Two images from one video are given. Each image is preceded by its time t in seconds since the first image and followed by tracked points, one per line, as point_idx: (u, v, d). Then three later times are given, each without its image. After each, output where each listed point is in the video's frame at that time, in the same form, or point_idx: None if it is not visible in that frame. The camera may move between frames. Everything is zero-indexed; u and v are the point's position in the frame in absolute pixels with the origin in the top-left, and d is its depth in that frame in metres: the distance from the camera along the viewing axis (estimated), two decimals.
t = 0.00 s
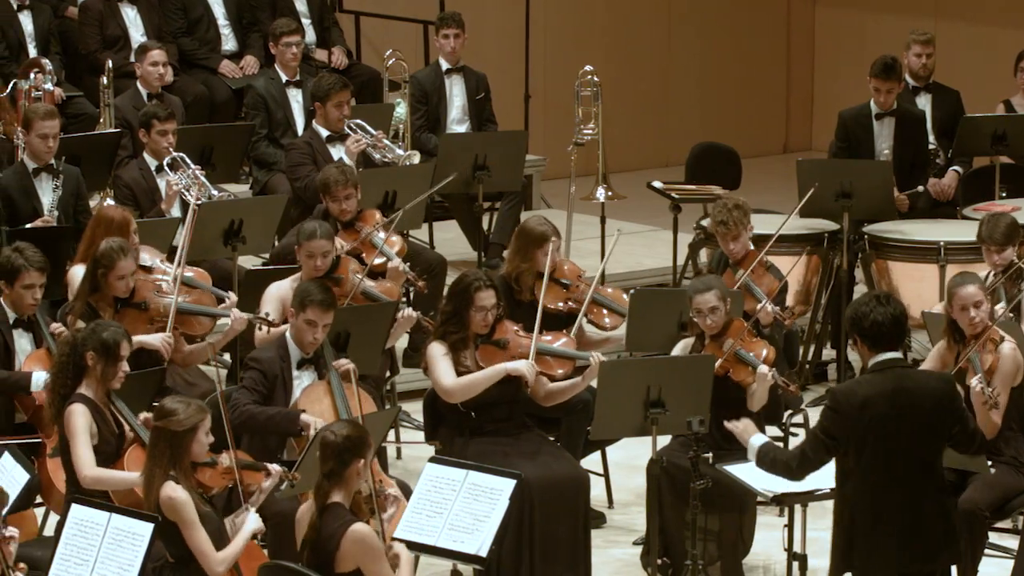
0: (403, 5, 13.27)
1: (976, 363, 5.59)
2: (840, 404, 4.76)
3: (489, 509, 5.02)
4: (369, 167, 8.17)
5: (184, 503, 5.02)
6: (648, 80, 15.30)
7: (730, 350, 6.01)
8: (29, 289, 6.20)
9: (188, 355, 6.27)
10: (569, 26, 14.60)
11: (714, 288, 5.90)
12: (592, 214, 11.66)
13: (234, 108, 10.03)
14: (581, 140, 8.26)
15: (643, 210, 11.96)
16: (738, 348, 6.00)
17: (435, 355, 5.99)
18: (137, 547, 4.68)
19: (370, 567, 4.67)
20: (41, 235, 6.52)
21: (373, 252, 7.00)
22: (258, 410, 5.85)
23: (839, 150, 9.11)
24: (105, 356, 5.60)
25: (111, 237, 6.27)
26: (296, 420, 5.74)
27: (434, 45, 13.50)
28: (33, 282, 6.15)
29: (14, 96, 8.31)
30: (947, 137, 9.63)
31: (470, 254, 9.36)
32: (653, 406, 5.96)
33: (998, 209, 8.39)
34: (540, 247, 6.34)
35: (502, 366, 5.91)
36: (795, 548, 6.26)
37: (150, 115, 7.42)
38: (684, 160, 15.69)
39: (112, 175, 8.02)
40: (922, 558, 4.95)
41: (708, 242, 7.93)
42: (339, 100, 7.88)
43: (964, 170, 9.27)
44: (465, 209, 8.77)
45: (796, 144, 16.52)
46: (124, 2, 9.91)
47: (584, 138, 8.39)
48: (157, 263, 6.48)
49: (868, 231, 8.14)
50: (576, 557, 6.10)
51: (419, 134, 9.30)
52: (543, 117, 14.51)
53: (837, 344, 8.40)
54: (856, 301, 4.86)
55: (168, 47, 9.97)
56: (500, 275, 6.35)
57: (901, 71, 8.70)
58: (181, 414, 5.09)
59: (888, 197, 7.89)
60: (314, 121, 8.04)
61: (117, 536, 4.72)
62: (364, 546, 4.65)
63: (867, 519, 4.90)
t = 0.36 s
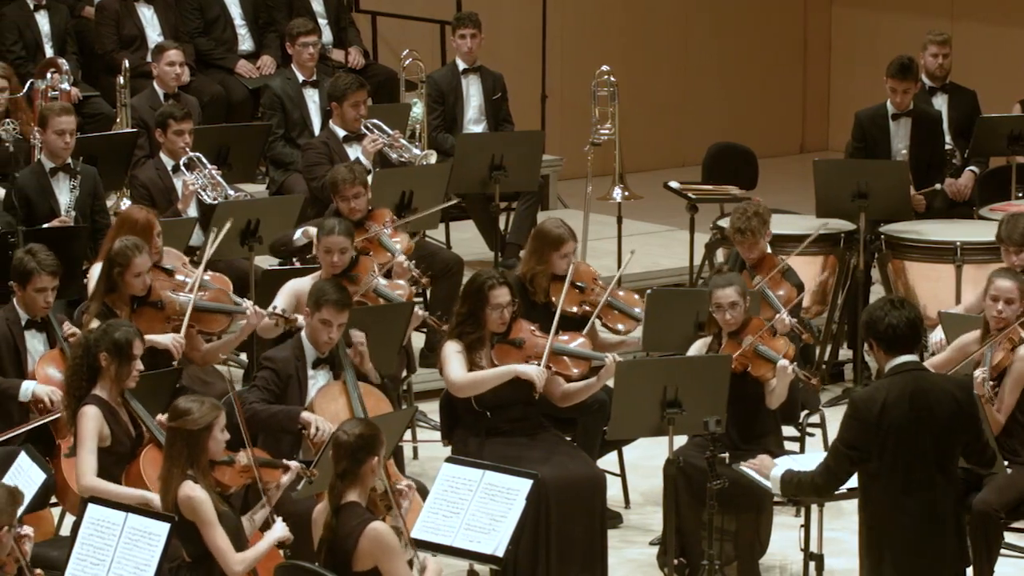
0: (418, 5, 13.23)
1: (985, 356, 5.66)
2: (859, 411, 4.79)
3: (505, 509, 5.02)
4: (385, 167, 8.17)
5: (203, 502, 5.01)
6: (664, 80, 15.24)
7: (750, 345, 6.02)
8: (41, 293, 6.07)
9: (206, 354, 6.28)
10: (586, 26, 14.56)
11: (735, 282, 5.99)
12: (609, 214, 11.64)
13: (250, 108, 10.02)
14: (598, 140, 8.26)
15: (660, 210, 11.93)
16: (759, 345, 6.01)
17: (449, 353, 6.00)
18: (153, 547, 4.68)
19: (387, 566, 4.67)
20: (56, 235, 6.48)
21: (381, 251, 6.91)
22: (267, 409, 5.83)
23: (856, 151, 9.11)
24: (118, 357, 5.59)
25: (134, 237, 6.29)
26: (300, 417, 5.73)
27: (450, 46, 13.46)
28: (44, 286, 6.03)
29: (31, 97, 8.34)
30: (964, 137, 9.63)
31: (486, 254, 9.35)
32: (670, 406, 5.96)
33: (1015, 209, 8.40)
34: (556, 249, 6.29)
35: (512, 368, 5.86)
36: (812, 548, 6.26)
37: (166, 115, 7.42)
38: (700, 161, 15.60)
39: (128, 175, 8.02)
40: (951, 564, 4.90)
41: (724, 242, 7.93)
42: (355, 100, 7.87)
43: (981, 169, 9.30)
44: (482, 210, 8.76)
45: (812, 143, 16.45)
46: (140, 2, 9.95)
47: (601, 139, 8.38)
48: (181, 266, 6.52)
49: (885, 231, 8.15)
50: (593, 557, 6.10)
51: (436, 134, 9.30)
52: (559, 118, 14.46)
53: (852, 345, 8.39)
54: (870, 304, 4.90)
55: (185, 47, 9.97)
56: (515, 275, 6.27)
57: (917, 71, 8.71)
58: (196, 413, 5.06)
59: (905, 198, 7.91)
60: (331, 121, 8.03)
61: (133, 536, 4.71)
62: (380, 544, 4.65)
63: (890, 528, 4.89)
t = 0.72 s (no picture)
0: (437, 5, 13.20)
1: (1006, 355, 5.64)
2: (877, 412, 4.78)
3: (523, 509, 5.02)
4: (403, 167, 8.16)
5: (222, 500, 5.01)
6: (683, 79, 15.11)
7: (768, 346, 6.03)
8: (61, 294, 6.14)
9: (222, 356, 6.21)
10: (606, 24, 14.47)
11: (754, 283, 5.99)
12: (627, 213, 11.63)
13: (268, 108, 10.01)
14: (616, 140, 8.26)
15: (678, 210, 11.91)
16: (777, 345, 6.02)
17: (468, 352, 5.99)
18: (171, 547, 4.68)
19: (405, 564, 4.67)
20: (74, 235, 6.51)
21: (390, 253, 6.82)
22: (293, 412, 5.83)
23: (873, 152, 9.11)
24: (140, 355, 5.60)
25: (164, 242, 6.30)
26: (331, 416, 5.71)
27: (468, 46, 13.42)
28: (65, 288, 6.09)
29: (49, 97, 8.36)
30: (981, 137, 9.63)
31: (504, 254, 9.34)
32: (687, 406, 5.96)
33: None
34: (579, 255, 6.37)
35: (529, 355, 5.86)
36: (830, 549, 6.26)
37: (184, 115, 7.41)
38: (718, 160, 15.49)
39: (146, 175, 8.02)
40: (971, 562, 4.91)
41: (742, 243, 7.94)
42: (373, 100, 7.88)
43: (999, 170, 9.23)
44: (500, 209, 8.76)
45: (830, 144, 16.36)
46: (158, 2, 9.97)
47: (619, 138, 8.38)
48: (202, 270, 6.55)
49: (902, 231, 8.16)
50: (610, 557, 6.09)
51: (454, 134, 9.28)
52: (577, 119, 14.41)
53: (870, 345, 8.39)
54: (889, 305, 4.87)
55: (203, 47, 9.96)
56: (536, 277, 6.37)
57: (935, 71, 8.71)
58: (214, 414, 5.08)
59: (922, 197, 7.90)
60: (348, 121, 8.03)
61: (151, 536, 4.71)
62: (398, 543, 4.64)
63: (910, 530, 4.90)
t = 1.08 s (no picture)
0: (455, 5, 13.17)
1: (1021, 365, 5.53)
2: (893, 400, 4.82)
3: (542, 509, 5.02)
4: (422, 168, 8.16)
5: (239, 501, 5.01)
6: (700, 78, 14.98)
7: (785, 348, 6.01)
8: (85, 292, 6.19)
9: (241, 360, 6.30)
10: (622, 23, 14.35)
11: (771, 287, 5.95)
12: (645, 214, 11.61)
13: (287, 108, 10.00)
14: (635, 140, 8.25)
15: (696, 210, 11.87)
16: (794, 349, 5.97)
17: (489, 355, 6.00)
18: (189, 547, 4.68)
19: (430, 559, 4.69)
20: (92, 234, 6.53)
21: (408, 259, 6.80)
22: (317, 414, 5.84)
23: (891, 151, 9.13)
24: (160, 354, 5.61)
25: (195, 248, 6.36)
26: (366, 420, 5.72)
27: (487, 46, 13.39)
28: (89, 285, 6.14)
29: (67, 96, 8.36)
30: (1000, 137, 9.62)
31: (522, 254, 9.33)
32: (705, 406, 5.96)
33: None
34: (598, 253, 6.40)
35: (556, 354, 5.88)
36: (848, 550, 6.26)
37: (202, 115, 7.44)
38: (736, 160, 15.32)
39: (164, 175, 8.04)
40: (978, 554, 4.92)
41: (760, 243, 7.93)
42: (391, 100, 7.89)
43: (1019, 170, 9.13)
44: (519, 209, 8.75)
45: (849, 144, 16.18)
46: (176, 2, 9.89)
47: (638, 139, 8.38)
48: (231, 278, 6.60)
49: (920, 231, 8.17)
50: (628, 557, 6.10)
51: (472, 134, 9.26)
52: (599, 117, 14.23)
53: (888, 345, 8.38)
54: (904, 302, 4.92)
55: (221, 47, 9.95)
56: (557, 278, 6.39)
57: (953, 72, 8.68)
58: (235, 416, 5.04)
59: (941, 197, 7.91)
60: (366, 121, 8.05)
61: (169, 536, 4.72)
62: (423, 540, 4.65)
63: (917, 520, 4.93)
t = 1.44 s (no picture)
0: (475, 5, 13.15)
1: None
2: (910, 408, 4.78)
3: (560, 509, 5.01)
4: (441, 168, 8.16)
5: (257, 503, 5.00)
6: (721, 78, 14.87)
7: (804, 347, 6.04)
8: (100, 290, 6.17)
9: (261, 358, 6.31)
10: (642, 25, 14.23)
11: (791, 285, 5.98)
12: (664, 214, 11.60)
13: (305, 108, 10.00)
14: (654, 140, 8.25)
15: (716, 211, 11.84)
16: (813, 346, 6.03)
17: (506, 355, 6.02)
18: (208, 547, 4.63)
19: (444, 565, 4.65)
20: (110, 233, 6.54)
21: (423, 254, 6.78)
22: (327, 406, 5.81)
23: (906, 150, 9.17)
24: (176, 354, 5.60)
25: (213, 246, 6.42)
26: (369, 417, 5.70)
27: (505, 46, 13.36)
28: (104, 282, 6.12)
29: (86, 96, 8.36)
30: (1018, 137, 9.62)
31: (541, 254, 9.34)
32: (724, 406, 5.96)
33: None
34: (609, 247, 6.33)
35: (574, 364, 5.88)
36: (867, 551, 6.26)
37: (221, 115, 7.45)
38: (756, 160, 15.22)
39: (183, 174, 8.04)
40: (996, 556, 4.88)
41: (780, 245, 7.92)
42: (410, 100, 7.89)
43: None
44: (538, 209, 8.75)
45: (867, 143, 16.08)
46: (194, 2, 9.99)
47: (656, 139, 8.38)
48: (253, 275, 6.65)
49: (939, 231, 8.17)
50: (647, 558, 6.10)
51: (491, 134, 9.24)
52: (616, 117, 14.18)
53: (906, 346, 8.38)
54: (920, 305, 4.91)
55: (240, 46, 9.96)
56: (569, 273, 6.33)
57: (969, 73, 8.73)
58: (255, 417, 5.05)
59: (960, 198, 7.91)
60: (385, 120, 8.05)
61: (188, 535, 4.66)
62: (441, 544, 4.63)
63: (936, 525, 4.86)
